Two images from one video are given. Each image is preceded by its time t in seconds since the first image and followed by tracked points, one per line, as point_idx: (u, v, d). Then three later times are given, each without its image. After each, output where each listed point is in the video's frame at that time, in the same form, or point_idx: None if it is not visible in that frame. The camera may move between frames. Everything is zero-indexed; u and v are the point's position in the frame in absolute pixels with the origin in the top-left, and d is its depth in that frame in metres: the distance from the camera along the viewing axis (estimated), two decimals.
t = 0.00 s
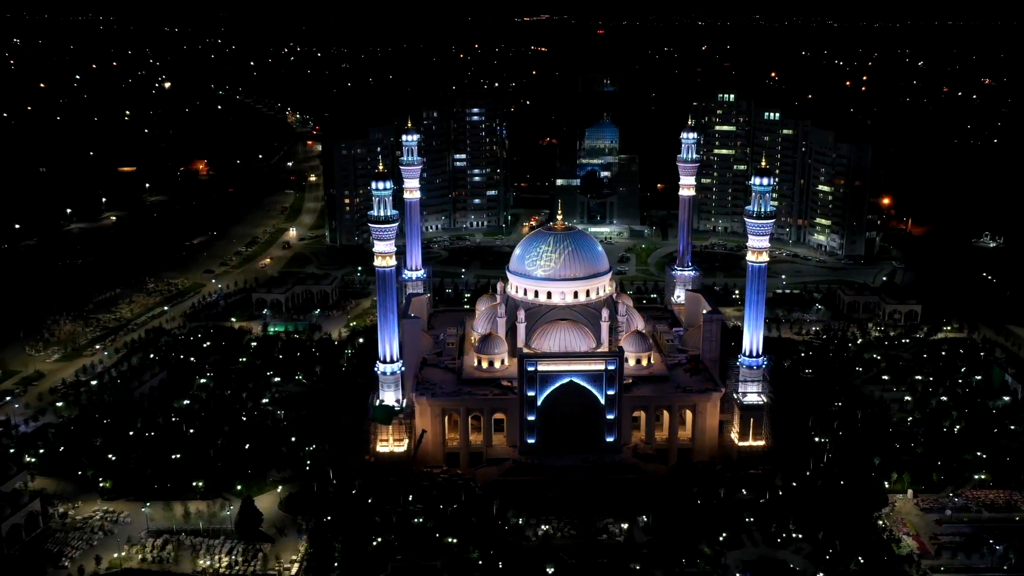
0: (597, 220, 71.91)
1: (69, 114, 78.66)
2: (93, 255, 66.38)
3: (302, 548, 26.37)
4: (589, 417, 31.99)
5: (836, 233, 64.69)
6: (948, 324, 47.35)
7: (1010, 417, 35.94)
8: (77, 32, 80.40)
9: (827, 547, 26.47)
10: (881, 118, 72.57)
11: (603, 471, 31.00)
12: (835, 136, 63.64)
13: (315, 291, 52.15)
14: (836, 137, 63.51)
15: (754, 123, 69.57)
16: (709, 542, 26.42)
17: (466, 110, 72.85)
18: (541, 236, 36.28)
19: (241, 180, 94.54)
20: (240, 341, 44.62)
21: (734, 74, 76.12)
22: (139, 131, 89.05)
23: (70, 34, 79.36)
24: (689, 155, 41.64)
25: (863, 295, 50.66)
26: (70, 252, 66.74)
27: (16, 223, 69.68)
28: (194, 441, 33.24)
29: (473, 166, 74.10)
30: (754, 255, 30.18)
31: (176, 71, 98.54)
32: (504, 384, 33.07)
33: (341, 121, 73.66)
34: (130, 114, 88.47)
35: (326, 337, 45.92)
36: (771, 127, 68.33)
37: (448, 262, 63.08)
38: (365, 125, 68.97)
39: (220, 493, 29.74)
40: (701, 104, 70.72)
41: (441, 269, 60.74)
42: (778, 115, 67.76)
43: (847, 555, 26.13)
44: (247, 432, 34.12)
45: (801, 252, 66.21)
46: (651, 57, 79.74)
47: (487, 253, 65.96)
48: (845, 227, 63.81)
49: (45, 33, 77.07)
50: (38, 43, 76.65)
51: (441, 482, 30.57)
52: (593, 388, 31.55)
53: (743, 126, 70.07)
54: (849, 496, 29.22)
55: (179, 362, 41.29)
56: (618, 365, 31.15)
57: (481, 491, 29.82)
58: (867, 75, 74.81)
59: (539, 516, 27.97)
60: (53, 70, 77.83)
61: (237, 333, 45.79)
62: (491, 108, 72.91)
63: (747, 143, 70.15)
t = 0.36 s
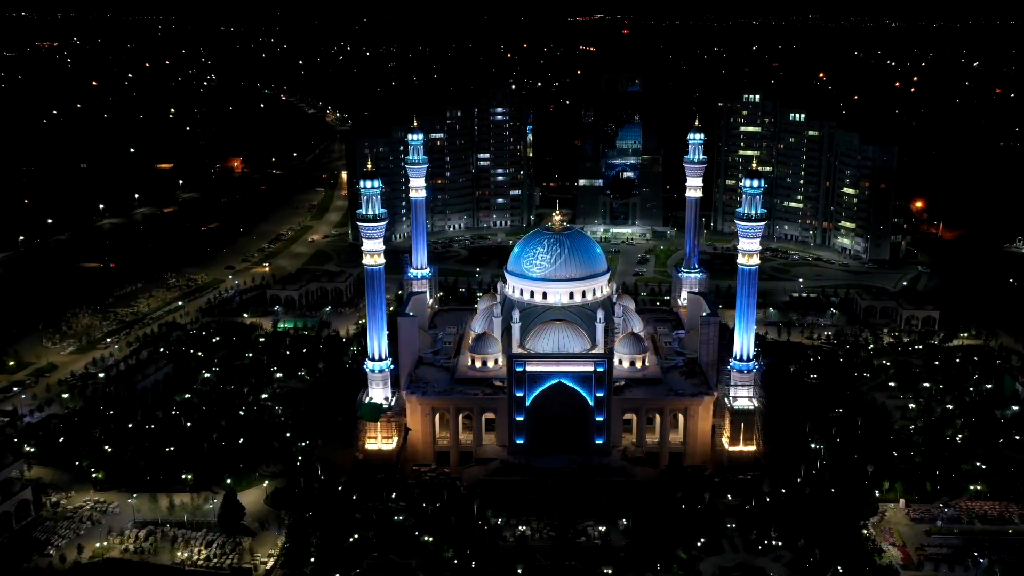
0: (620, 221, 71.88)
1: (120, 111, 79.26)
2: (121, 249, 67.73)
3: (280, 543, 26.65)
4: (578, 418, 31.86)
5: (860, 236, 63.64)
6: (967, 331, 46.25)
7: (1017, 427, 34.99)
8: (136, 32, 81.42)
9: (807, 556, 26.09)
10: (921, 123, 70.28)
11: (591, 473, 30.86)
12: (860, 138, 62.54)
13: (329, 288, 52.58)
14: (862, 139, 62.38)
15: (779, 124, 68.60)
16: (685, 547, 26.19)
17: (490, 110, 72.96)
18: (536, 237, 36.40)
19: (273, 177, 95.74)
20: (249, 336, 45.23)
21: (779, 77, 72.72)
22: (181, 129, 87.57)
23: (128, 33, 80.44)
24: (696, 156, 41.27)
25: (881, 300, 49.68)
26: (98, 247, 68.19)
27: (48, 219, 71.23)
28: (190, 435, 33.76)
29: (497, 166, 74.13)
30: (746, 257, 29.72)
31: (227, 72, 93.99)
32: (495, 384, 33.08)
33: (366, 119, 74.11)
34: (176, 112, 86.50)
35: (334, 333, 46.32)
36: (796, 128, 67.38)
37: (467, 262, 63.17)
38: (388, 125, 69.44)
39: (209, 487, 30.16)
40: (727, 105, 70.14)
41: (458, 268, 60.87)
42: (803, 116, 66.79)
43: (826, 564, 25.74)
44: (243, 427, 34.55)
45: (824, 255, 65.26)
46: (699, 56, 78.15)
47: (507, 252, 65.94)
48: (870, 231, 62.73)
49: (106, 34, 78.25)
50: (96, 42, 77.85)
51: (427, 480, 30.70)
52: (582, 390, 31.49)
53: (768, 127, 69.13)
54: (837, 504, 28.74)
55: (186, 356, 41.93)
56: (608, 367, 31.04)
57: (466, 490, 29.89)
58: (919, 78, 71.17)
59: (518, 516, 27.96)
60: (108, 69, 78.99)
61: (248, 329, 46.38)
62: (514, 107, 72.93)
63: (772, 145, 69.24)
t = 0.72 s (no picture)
0: (643, 221, 71.35)
1: (165, 107, 91.00)
2: (149, 244, 68.96)
3: (259, 537, 26.93)
4: (567, 420, 31.78)
5: (886, 239, 62.56)
6: (985, 338, 45.25)
7: None
8: (191, 32, 93.92)
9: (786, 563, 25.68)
10: (973, 124, 69.46)
11: (578, 474, 30.72)
12: (887, 140, 61.49)
13: (343, 285, 53.03)
14: (888, 140, 61.35)
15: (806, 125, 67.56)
16: (661, 552, 25.95)
17: (515, 109, 73.16)
18: (534, 237, 36.33)
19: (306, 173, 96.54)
20: (258, 331, 45.80)
21: (829, 77, 74.29)
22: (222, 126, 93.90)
23: (183, 33, 93.62)
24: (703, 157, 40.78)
25: (899, 304, 48.76)
26: (128, 241, 69.54)
27: (82, 213, 72.91)
28: (188, 428, 34.30)
29: (521, 165, 74.21)
30: (735, 260, 29.51)
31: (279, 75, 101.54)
32: (487, 383, 33.10)
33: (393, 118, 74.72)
34: (219, 109, 96.81)
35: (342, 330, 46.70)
36: (822, 129, 66.39)
37: (486, 261, 63.29)
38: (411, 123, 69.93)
39: (198, 479, 30.59)
40: (754, 105, 69.13)
41: (475, 267, 61.05)
42: (829, 116, 65.70)
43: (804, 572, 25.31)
44: (239, 421, 34.99)
45: (849, 258, 64.26)
46: (750, 55, 80.05)
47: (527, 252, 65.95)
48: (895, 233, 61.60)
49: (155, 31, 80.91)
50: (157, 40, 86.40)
51: (413, 478, 30.77)
52: (572, 391, 31.37)
53: (794, 127, 68.15)
54: (824, 512, 28.22)
55: (194, 349, 42.60)
56: (596, 368, 30.90)
57: (450, 489, 29.89)
58: (972, 79, 70.53)
59: (498, 517, 27.93)
60: (161, 66, 92.46)
61: (259, 324, 46.97)
62: (539, 106, 73.06)
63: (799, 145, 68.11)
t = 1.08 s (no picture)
0: (668, 223, 70.33)
1: (213, 106, 89.34)
2: (178, 240, 70.09)
3: (242, 530, 27.27)
4: (557, 421, 31.65)
5: (913, 244, 61.25)
6: (1004, 347, 44.08)
7: None
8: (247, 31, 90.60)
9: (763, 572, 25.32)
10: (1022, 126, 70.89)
11: (565, 476, 30.57)
12: (915, 142, 60.27)
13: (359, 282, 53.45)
14: (915, 143, 60.13)
15: (833, 127, 66.56)
16: (636, 557, 25.76)
17: (540, 108, 73.18)
18: (532, 238, 36.23)
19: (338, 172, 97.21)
20: (269, 327, 46.36)
21: (880, 77, 74.78)
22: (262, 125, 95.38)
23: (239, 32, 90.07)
24: (710, 159, 40.43)
25: (918, 311, 47.69)
26: (158, 237, 70.75)
27: (115, 209, 74.26)
28: (187, 421, 34.86)
29: (546, 165, 74.09)
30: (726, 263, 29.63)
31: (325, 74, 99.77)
32: (480, 382, 33.13)
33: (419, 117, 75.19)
34: (264, 107, 93.48)
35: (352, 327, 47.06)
36: (850, 131, 65.29)
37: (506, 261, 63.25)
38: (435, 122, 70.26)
39: (189, 472, 31.07)
40: (781, 106, 68.29)
41: (494, 267, 61.04)
42: (857, 119, 64.62)
43: None
44: (237, 415, 35.47)
45: (876, 262, 62.96)
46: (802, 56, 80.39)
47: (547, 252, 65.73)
48: (922, 238, 60.25)
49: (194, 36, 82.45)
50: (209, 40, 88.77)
51: (400, 476, 30.92)
52: (560, 392, 31.27)
53: (822, 129, 67.19)
54: (810, 521, 27.81)
55: (204, 344, 43.29)
56: (585, 369, 30.76)
57: (436, 488, 29.97)
58: None
59: (478, 516, 27.94)
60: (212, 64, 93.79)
61: (271, 320, 47.53)
62: (565, 107, 73.00)
63: (826, 147, 67.24)
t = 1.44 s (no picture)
0: (692, 225, 69.67)
1: (260, 104, 91.52)
2: (207, 236, 71.14)
3: (226, 524, 27.63)
4: (548, 423, 31.54)
5: (941, 249, 59.88)
6: None
7: None
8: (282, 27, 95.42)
9: None
10: None
11: (553, 478, 30.41)
12: (943, 145, 59.03)
13: (375, 281, 53.89)
14: (944, 146, 58.89)
15: (862, 128, 65.55)
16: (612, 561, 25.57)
17: (566, 109, 73.23)
18: (531, 240, 36.19)
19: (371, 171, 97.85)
20: (281, 324, 46.89)
21: (933, 77, 73.83)
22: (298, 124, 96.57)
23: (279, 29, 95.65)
24: (716, 161, 40.09)
25: (937, 318, 46.68)
26: (188, 233, 71.83)
27: (148, 204, 75.14)
28: (188, 415, 35.42)
29: (572, 166, 73.97)
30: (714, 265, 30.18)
31: (371, 73, 102.17)
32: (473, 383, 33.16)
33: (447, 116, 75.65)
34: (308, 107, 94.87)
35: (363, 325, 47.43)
36: (878, 134, 64.19)
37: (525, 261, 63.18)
38: (461, 122, 70.56)
39: (183, 466, 31.56)
40: (809, 108, 67.42)
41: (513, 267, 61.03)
42: (885, 121, 63.56)
43: None
44: (237, 410, 35.97)
45: (903, 267, 61.70)
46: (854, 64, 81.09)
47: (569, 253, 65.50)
48: (950, 243, 58.88)
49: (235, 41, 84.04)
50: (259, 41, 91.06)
51: (389, 475, 31.07)
52: (549, 393, 31.17)
53: (850, 131, 66.17)
54: (795, 530, 27.32)
55: (215, 340, 43.97)
56: (574, 372, 30.63)
57: (422, 488, 30.06)
58: None
59: (459, 517, 27.99)
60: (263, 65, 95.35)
61: (284, 317, 48.09)
62: (590, 107, 72.94)
63: (854, 150, 66.18)
